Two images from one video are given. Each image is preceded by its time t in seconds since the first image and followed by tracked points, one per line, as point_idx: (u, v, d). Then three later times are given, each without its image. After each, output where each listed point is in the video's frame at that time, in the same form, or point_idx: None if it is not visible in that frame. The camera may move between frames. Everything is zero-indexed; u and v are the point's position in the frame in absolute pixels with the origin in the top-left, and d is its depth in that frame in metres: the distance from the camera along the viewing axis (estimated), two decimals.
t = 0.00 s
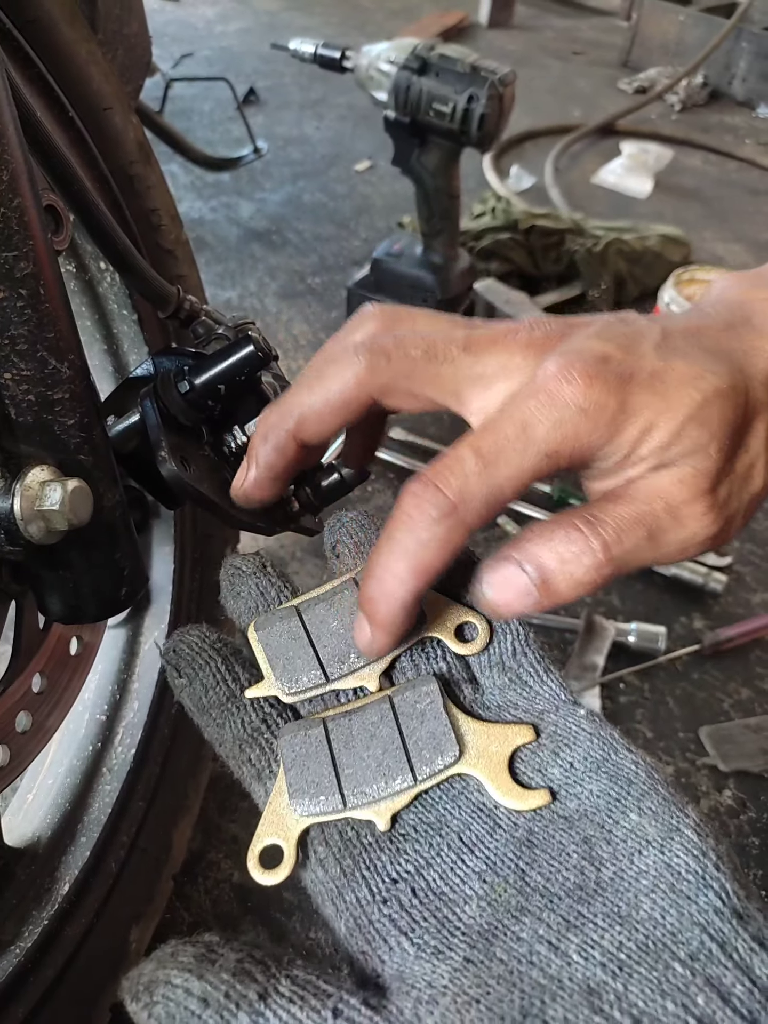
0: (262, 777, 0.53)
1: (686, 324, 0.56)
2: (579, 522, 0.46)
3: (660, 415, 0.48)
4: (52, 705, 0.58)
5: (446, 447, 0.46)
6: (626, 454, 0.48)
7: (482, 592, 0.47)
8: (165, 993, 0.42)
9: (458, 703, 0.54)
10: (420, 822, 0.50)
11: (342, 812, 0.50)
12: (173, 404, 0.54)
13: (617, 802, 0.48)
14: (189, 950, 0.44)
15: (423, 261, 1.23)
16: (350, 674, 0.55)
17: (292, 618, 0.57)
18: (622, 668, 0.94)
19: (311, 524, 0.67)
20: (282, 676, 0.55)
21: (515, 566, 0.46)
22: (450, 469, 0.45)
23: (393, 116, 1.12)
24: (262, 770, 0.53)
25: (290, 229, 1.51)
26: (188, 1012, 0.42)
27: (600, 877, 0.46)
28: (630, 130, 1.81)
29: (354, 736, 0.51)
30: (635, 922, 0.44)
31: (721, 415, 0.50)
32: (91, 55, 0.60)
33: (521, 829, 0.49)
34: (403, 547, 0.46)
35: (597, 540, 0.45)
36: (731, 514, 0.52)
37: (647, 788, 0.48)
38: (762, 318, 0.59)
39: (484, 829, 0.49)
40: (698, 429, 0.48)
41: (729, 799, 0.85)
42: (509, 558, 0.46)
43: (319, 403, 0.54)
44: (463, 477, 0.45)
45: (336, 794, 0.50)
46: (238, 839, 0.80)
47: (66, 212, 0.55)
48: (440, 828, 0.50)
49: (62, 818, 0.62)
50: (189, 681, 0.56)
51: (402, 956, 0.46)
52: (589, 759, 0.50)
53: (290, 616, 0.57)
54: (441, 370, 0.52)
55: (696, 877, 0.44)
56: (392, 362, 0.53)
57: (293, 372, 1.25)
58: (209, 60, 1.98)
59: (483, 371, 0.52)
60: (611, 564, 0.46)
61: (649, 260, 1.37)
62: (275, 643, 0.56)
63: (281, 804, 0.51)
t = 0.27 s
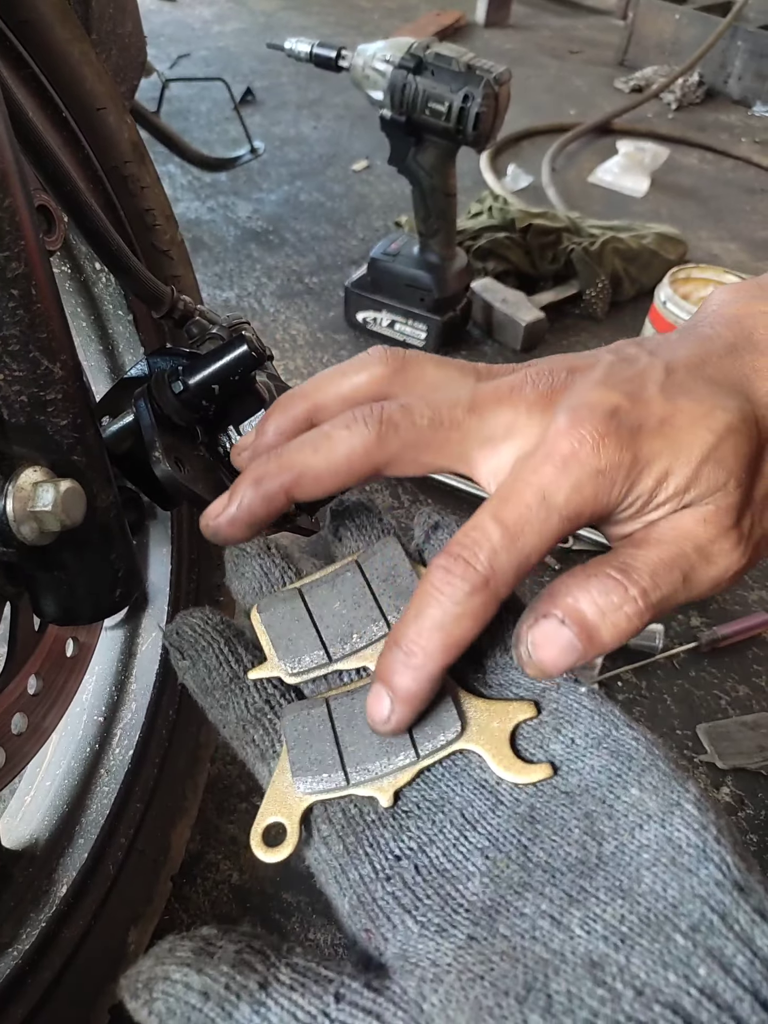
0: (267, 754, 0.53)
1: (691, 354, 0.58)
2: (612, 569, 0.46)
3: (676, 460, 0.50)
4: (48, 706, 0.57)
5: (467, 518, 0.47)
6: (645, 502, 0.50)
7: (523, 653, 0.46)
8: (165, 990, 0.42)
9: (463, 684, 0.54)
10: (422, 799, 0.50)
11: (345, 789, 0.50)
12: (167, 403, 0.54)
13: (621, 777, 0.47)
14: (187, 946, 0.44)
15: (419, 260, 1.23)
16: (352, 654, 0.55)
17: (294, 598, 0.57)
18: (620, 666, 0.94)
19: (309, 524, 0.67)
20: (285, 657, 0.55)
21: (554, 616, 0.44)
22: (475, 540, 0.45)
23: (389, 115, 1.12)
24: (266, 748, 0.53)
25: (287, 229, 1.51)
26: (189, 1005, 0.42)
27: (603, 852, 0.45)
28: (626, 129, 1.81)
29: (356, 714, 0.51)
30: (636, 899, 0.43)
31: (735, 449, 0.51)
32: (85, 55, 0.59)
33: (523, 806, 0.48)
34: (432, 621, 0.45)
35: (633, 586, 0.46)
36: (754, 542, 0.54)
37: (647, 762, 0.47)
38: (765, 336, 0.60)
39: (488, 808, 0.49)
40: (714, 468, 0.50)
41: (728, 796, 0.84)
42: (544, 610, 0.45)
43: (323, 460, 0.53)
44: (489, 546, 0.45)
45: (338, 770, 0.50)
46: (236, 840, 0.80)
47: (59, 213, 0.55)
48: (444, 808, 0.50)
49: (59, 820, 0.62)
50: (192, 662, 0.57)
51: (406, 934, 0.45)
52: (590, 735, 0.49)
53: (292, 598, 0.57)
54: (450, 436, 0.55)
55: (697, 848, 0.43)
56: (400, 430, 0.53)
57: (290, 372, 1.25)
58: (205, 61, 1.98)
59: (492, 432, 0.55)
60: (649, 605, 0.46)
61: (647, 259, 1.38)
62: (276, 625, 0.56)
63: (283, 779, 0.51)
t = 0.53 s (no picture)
0: (258, 750, 0.50)
1: (687, 306, 0.56)
2: (573, 487, 0.46)
3: (657, 398, 0.48)
4: (51, 702, 0.58)
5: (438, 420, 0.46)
6: (620, 435, 0.48)
7: (472, 551, 0.46)
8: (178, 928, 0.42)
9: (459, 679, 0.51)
10: (420, 801, 0.49)
11: (340, 791, 0.48)
12: (168, 403, 0.54)
13: (622, 782, 0.46)
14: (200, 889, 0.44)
15: (420, 259, 1.23)
16: (346, 648, 0.51)
17: (283, 591, 0.52)
18: (622, 663, 0.94)
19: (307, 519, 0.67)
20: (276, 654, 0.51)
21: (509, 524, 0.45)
22: (441, 439, 0.45)
23: (389, 113, 1.12)
24: (256, 745, 0.50)
25: (288, 228, 1.51)
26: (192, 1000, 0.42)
27: (603, 858, 0.45)
28: (627, 126, 1.81)
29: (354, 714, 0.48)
30: (636, 906, 0.43)
31: (718, 397, 0.50)
32: (85, 53, 0.60)
33: (521, 808, 0.47)
34: (386, 510, 0.45)
35: (591, 509, 0.46)
36: (721, 492, 0.53)
37: (648, 766, 0.47)
38: (765, 301, 0.59)
39: (486, 810, 0.48)
40: (692, 412, 0.49)
41: (729, 792, 0.84)
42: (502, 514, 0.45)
43: (313, 367, 0.49)
44: (452, 445, 0.44)
45: (334, 772, 0.48)
46: (238, 836, 0.81)
47: (59, 212, 0.55)
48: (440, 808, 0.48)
49: (62, 817, 0.62)
50: (183, 657, 0.52)
51: (402, 937, 0.45)
52: (589, 737, 0.48)
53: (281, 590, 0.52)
54: (441, 349, 0.50)
55: (698, 855, 0.43)
56: (393, 339, 0.49)
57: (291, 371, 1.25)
58: (206, 61, 1.99)
59: (485, 350, 0.50)
60: (605, 532, 0.46)
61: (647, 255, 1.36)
62: (266, 620, 0.51)
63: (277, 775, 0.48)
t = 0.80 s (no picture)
0: (243, 745, 0.50)
1: (706, 300, 0.57)
2: (596, 483, 0.45)
3: (680, 389, 0.49)
4: (51, 703, 0.58)
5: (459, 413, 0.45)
6: (643, 427, 0.48)
7: (490, 548, 0.44)
8: (195, 861, 0.43)
9: (460, 679, 0.50)
10: (411, 792, 0.49)
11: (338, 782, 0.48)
12: (168, 404, 0.54)
13: (609, 768, 0.46)
14: (224, 830, 0.44)
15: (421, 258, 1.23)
16: (330, 645, 0.49)
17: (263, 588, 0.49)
18: (622, 663, 0.93)
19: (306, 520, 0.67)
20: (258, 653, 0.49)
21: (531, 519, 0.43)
22: (465, 433, 0.43)
23: (389, 112, 1.12)
24: (241, 740, 0.50)
25: (288, 227, 1.51)
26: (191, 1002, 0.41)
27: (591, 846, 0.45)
28: (627, 124, 1.81)
29: (351, 713, 0.48)
30: (621, 889, 0.43)
31: (738, 391, 0.50)
32: (83, 53, 0.59)
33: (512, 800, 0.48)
34: (408, 508, 0.43)
35: (613, 503, 0.44)
36: (744, 490, 0.53)
37: (635, 752, 0.46)
38: None
39: (478, 800, 0.48)
40: (716, 403, 0.49)
41: (730, 792, 0.84)
42: (524, 510, 0.44)
43: (332, 357, 0.48)
44: (476, 440, 0.43)
45: (332, 762, 0.47)
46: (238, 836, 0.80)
47: (58, 212, 0.55)
48: (431, 798, 0.49)
49: (62, 818, 0.62)
50: (161, 654, 0.51)
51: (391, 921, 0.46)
52: (577, 726, 0.48)
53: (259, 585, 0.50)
54: (458, 341, 0.51)
55: (682, 840, 0.43)
56: (408, 330, 0.49)
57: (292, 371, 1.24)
58: (206, 61, 1.98)
59: (502, 342, 0.51)
60: (628, 527, 0.45)
61: (647, 255, 1.37)
62: (244, 617, 0.49)
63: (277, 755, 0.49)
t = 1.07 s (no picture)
0: (249, 738, 0.50)
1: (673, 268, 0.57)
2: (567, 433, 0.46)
3: (641, 343, 0.49)
4: (54, 701, 0.57)
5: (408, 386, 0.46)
6: (609, 381, 0.48)
7: (468, 510, 0.45)
8: (198, 861, 0.42)
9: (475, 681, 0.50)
10: (421, 794, 0.49)
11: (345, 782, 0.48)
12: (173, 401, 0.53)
13: (624, 778, 0.46)
14: (227, 830, 0.44)
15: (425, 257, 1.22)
16: (343, 643, 0.49)
17: (276, 582, 0.49)
18: (626, 663, 0.93)
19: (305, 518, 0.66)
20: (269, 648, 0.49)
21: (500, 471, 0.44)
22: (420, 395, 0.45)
23: (394, 111, 1.11)
24: (247, 733, 0.50)
25: (292, 226, 1.51)
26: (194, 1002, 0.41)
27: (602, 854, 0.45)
28: (631, 124, 1.81)
29: (363, 715, 0.47)
30: (634, 901, 0.43)
31: (706, 339, 0.51)
32: (90, 49, 0.59)
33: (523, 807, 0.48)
34: (366, 472, 0.44)
35: (588, 450, 0.45)
36: (731, 444, 0.52)
37: (651, 761, 0.46)
38: (749, 263, 0.60)
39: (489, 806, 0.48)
40: (683, 354, 0.50)
41: (734, 793, 0.84)
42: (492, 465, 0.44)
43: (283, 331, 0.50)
44: (432, 401, 0.45)
45: (340, 763, 0.47)
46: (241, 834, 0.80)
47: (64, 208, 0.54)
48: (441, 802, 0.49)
49: (65, 817, 0.62)
50: (169, 642, 0.50)
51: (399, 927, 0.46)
52: (592, 734, 0.48)
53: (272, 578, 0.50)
54: (410, 318, 0.51)
55: (697, 854, 0.42)
56: (359, 310, 0.50)
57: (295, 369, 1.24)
58: (210, 58, 1.98)
59: (457, 318, 0.51)
60: (603, 471, 0.46)
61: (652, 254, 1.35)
62: (256, 611, 0.49)
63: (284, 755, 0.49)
